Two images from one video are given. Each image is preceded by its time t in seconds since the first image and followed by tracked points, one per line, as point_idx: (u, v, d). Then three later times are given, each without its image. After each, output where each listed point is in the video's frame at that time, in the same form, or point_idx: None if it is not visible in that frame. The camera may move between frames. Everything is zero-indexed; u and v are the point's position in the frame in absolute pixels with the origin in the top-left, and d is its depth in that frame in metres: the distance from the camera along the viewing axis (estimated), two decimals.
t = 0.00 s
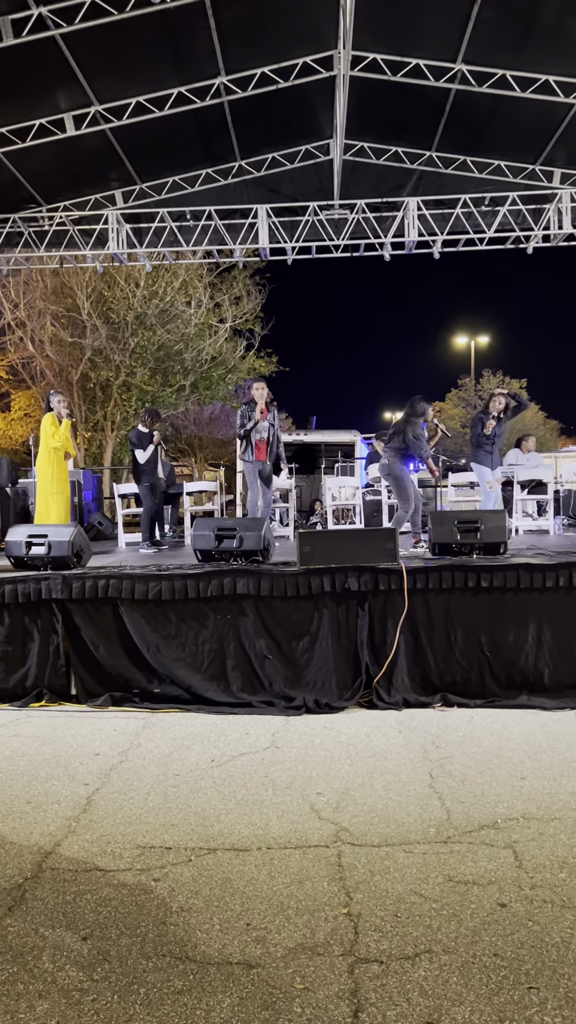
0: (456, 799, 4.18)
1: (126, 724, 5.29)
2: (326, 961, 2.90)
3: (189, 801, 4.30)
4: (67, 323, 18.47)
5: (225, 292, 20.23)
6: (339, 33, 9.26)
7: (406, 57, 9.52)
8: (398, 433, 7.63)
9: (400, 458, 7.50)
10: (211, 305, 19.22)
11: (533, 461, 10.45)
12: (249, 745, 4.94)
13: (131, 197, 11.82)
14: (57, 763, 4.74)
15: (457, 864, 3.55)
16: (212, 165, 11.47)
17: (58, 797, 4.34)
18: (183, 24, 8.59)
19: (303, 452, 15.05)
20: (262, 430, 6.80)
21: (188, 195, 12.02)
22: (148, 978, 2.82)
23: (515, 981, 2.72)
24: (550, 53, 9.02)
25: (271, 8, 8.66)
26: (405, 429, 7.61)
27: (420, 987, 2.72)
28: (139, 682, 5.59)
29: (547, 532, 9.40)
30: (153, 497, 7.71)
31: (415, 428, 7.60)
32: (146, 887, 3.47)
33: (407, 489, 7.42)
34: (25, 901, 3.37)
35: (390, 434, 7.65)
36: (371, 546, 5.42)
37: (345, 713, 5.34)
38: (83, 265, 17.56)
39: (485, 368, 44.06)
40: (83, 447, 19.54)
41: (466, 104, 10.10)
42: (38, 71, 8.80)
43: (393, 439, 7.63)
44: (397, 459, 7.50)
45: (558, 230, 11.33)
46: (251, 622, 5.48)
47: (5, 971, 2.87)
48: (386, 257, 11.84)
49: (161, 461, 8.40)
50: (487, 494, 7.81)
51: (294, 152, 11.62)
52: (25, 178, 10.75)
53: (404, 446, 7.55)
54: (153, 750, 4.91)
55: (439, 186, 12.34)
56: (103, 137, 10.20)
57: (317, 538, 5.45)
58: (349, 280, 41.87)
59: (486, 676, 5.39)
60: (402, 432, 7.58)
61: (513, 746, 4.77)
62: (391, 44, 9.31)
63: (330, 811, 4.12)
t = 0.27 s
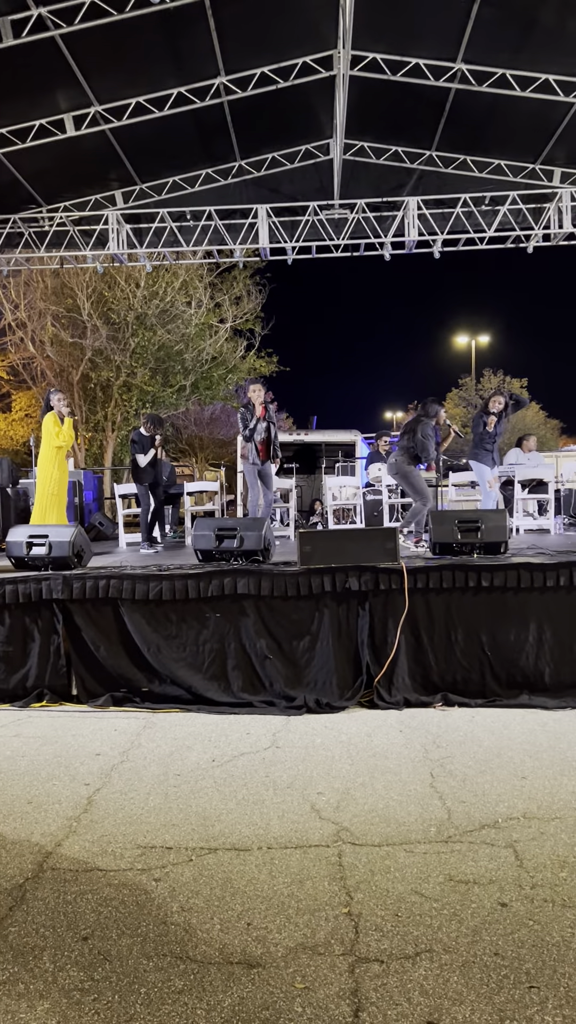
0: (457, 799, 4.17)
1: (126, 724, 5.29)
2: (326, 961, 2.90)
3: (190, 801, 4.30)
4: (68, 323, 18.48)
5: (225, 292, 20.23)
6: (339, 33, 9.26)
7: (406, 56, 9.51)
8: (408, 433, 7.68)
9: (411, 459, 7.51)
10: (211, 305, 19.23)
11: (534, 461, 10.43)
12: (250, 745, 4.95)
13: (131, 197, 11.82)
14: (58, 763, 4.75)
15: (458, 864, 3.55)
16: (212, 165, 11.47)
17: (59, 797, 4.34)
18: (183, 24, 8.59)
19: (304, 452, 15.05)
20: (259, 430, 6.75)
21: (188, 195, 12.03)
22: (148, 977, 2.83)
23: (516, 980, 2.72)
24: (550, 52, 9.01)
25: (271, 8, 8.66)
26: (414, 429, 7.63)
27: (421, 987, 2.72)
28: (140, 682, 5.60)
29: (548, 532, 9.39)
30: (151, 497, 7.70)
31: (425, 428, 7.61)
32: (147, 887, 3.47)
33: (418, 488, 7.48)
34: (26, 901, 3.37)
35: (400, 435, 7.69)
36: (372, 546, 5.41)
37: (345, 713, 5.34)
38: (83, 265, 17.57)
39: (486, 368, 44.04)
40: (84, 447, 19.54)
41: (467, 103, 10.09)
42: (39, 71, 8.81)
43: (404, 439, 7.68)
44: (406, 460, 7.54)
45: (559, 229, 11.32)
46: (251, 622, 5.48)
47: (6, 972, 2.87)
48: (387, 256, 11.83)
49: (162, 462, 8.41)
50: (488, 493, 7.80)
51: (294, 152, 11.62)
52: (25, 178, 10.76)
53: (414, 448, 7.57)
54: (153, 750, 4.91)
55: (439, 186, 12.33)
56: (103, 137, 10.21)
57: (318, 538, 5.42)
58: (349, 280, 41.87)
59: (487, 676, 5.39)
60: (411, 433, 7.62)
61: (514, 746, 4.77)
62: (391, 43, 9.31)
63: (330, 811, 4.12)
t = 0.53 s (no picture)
0: (462, 798, 4.17)
1: (131, 724, 5.30)
2: (332, 961, 2.90)
3: (195, 801, 4.30)
4: (72, 323, 18.50)
5: (229, 292, 20.24)
6: (343, 32, 9.25)
7: (409, 55, 9.50)
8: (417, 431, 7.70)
9: (423, 457, 7.52)
10: (215, 305, 19.23)
11: (539, 460, 10.42)
12: (254, 744, 4.95)
13: (135, 197, 11.83)
14: (63, 763, 4.75)
15: (463, 864, 3.55)
16: (215, 165, 11.48)
17: (64, 797, 4.35)
18: (188, 24, 8.60)
19: (308, 452, 15.05)
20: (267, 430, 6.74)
21: (192, 195, 12.03)
22: (153, 977, 2.83)
23: (521, 980, 2.72)
24: (555, 51, 8.99)
25: (275, 8, 8.66)
26: (423, 427, 7.67)
27: (426, 987, 2.72)
28: (145, 682, 5.60)
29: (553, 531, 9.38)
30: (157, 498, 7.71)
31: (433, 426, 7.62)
32: (152, 886, 3.48)
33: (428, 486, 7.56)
34: (31, 900, 3.38)
35: (409, 434, 7.72)
36: (376, 546, 5.42)
37: (350, 712, 5.34)
38: (88, 266, 17.59)
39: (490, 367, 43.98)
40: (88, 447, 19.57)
41: (471, 102, 10.08)
42: (43, 72, 8.82)
43: (413, 438, 7.72)
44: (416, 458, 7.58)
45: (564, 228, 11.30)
46: (256, 621, 5.48)
47: (11, 971, 2.88)
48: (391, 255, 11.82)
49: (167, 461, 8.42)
50: (492, 493, 7.80)
51: (298, 152, 11.62)
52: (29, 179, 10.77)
53: (423, 447, 7.58)
54: (158, 750, 4.91)
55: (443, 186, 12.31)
56: (106, 138, 10.22)
57: (322, 538, 5.44)
58: (352, 279, 41.89)
59: (492, 676, 5.39)
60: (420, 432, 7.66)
61: (519, 746, 4.76)
62: (395, 43, 9.30)
63: (335, 811, 4.12)
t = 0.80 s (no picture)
0: (471, 799, 4.16)
1: (139, 723, 5.30)
2: (341, 961, 2.90)
3: (203, 801, 4.30)
4: (79, 323, 18.53)
5: (236, 291, 20.24)
6: (349, 32, 9.25)
7: (416, 55, 9.49)
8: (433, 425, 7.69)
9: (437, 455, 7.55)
10: (222, 305, 19.24)
11: (546, 459, 10.39)
12: (262, 744, 4.94)
13: (142, 197, 11.83)
14: (71, 763, 4.76)
15: (472, 864, 3.54)
16: (222, 165, 11.49)
17: (72, 797, 4.35)
18: (194, 24, 8.60)
19: (315, 452, 15.05)
20: (274, 430, 6.73)
21: (198, 195, 12.03)
22: (162, 977, 2.83)
23: (531, 981, 2.71)
24: (562, 50, 8.98)
25: (281, 8, 8.66)
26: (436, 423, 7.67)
27: (435, 987, 2.72)
28: (153, 682, 5.61)
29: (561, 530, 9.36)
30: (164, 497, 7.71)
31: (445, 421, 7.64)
32: (160, 886, 3.48)
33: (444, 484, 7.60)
34: (41, 899, 3.39)
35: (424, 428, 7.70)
36: (384, 545, 5.40)
37: (358, 713, 5.33)
38: (94, 266, 17.62)
39: (496, 368, 43.94)
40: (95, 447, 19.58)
41: (477, 101, 10.06)
42: (49, 72, 8.84)
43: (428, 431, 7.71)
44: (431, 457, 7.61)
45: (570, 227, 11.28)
46: (263, 621, 5.48)
47: (21, 970, 2.88)
48: (397, 255, 11.81)
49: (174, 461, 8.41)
50: (496, 493, 7.80)
51: (304, 151, 11.61)
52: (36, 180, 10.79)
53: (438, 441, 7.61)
54: (166, 750, 4.91)
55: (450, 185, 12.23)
56: (113, 138, 10.23)
57: (330, 538, 5.41)
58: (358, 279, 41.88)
59: (500, 675, 5.38)
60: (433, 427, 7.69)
61: (528, 746, 4.75)
62: (401, 42, 9.29)
63: (343, 811, 4.11)
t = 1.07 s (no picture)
0: (482, 798, 4.16)
1: (149, 722, 5.32)
2: (352, 960, 2.90)
3: (214, 799, 4.31)
4: (89, 324, 18.59)
5: (245, 291, 20.24)
6: (358, 31, 9.24)
7: (425, 53, 9.48)
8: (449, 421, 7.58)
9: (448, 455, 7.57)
10: (231, 305, 19.24)
11: (557, 459, 10.36)
12: (273, 743, 4.95)
13: (151, 197, 11.83)
14: (82, 761, 4.77)
15: (483, 864, 3.54)
16: (231, 165, 11.49)
17: (84, 795, 4.37)
18: (202, 24, 8.61)
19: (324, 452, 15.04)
20: (282, 430, 6.72)
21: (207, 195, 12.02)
22: (174, 975, 2.84)
23: (544, 981, 2.71)
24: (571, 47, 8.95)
25: (290, 7, 8.66)
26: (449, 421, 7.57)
27: (447, 986, 2.72)
28: (163, 681, 5.63)
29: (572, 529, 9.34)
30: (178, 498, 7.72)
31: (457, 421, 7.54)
32: (172, 884, 3.49)
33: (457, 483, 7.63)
34: (53, 897, 3.40)
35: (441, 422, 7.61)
36: (393, 545, 5.37)
37: (367, 712, 5.34)
38: (104, 266, 17.67)
39: (505, 367, 43.80)
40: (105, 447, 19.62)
41: (486, 100, 10.04)
42: (58, 73, 8.86)
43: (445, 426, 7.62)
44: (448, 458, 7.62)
45: None
46: (273, 621, 5.48)
47: (35, 967, 2.90)
48: (405, 255, 11.81)
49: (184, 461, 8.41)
50: (511, 492, 7.80)
51: (313, 151, 11.57)
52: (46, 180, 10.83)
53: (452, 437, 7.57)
54: (177, 749, 4.92)
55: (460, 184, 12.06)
56: (123, 139, 10.25)
57: (339, 538, 5.36)
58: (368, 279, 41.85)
59: (511, 675, 5.38)
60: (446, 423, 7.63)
61: (538, 746, 4.74)
62: (410, 41, 9.28)
63: (354, 810, 4.11)
